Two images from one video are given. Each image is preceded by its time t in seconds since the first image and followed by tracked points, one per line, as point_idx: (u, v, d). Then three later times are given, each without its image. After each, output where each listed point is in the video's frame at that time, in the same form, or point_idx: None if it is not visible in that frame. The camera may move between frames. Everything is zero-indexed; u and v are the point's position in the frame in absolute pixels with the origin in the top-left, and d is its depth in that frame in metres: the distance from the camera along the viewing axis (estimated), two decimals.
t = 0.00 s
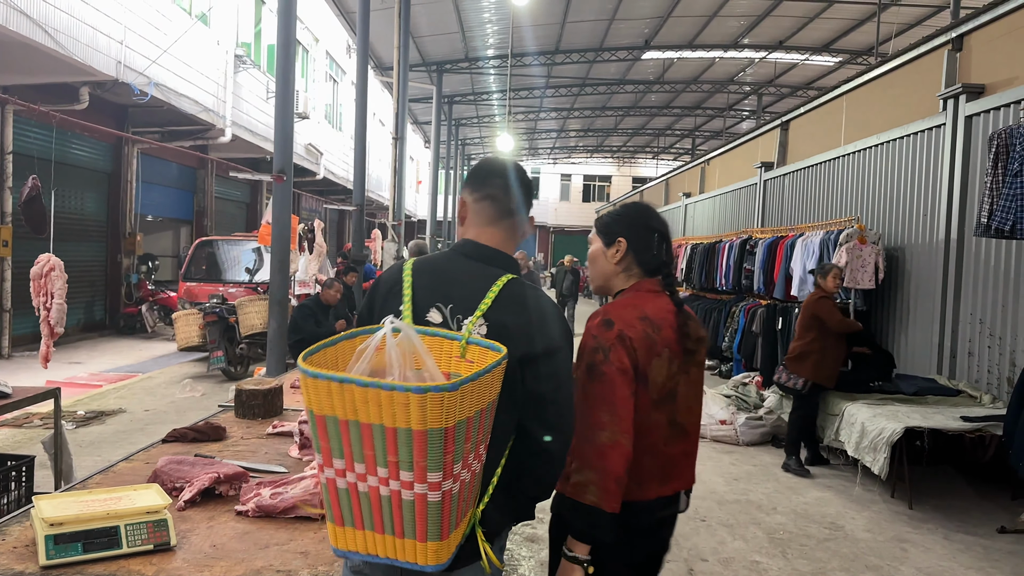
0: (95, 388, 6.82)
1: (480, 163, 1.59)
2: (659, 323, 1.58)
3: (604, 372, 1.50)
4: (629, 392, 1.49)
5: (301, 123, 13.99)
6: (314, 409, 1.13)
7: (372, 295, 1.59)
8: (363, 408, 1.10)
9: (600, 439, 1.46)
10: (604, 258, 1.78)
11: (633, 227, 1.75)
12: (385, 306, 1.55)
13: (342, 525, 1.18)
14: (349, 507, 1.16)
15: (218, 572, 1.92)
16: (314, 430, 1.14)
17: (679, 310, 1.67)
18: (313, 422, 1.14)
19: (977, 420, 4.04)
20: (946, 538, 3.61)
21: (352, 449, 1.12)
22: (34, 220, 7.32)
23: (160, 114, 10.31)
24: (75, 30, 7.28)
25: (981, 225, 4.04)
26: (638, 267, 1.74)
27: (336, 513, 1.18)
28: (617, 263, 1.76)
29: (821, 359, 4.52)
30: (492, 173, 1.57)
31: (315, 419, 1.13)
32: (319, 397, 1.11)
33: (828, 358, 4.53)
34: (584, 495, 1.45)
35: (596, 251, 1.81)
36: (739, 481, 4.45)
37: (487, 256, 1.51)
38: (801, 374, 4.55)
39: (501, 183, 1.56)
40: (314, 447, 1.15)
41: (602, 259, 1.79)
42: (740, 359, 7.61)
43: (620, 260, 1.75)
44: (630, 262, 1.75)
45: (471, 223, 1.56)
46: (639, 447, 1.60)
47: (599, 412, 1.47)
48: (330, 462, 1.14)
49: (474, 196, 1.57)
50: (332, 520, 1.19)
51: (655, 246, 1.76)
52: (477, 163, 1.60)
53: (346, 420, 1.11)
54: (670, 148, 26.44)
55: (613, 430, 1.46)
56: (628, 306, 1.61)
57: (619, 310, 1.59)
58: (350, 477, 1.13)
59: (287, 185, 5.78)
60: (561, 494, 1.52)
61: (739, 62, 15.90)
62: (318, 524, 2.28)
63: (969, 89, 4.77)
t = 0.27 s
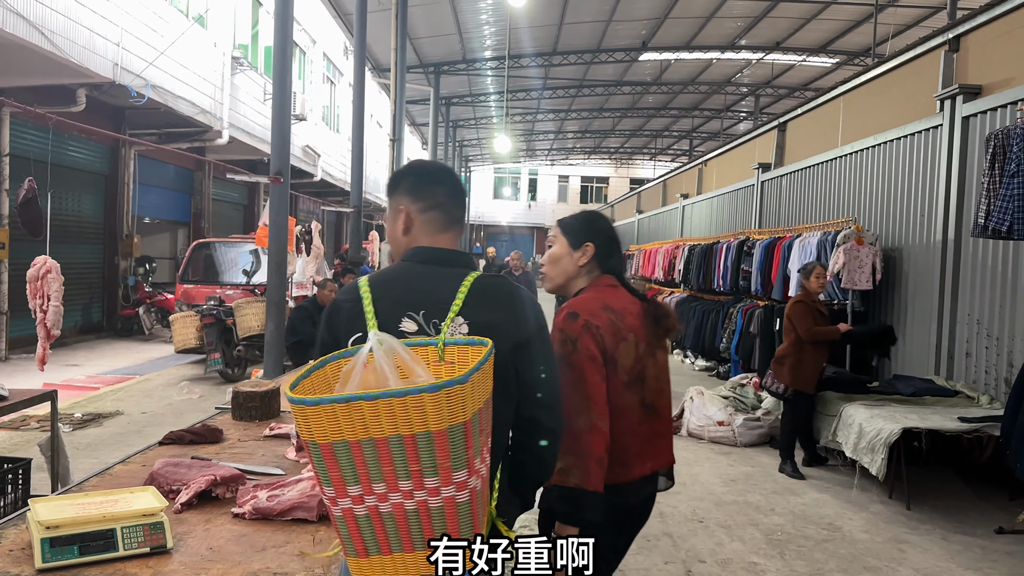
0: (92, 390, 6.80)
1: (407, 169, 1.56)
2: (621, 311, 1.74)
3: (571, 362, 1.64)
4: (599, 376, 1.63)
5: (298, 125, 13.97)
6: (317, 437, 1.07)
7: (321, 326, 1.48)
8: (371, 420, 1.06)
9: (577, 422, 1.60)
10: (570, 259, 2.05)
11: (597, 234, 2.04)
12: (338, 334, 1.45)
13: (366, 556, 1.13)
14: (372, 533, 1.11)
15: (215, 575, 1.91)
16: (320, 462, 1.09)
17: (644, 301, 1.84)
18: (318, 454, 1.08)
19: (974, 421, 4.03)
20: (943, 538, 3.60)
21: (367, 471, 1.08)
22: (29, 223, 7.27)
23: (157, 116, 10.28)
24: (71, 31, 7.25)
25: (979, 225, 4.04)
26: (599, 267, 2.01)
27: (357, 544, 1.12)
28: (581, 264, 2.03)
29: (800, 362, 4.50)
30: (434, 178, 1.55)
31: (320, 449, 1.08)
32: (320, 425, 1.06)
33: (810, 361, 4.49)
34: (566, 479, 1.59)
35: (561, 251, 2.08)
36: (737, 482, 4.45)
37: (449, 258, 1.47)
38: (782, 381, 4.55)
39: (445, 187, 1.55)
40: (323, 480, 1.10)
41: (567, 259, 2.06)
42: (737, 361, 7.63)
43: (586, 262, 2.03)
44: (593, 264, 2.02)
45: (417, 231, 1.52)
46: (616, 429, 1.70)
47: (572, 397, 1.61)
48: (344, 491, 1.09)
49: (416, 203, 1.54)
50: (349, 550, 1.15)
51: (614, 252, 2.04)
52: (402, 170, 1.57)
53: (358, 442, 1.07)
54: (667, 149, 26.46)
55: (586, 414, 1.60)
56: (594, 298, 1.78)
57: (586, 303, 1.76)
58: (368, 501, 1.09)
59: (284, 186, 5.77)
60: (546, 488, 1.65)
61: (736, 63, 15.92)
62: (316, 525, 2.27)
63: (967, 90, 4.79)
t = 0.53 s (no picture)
0: (91, 392, 6.79)
1: (367, 175, 1.61)
2: (597, 305, 1.80)
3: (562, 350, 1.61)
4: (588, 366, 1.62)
5: (297, 126, 13.97)
6: (373, 431, 0.95)
7: (303, 337, 1.37)
8: (433, 406, 0.93)
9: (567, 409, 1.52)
10: (537, 258, 2.09)
11: (561, 235, 2.12)
12: (330, 340, 1.36)
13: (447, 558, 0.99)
14: (425, 533, 0.98)
15: None
16: (375, 456, 0.97)
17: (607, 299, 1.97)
18: (374, 447, 0.96)
19: (974, 420, 4.03)
20: (943, 538, 3.60)
21: (423, 464, 0.95)
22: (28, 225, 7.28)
23: (156, 117, 10.28)
24: (69, 33, 7.25)
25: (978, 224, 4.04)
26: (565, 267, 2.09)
27: (410, 545, 0.99)
28: (549, 263, 2.09)
29: (790, 363, 4.46)
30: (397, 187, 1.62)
31: (375, 441, 0.95)
32: (378, 416, 0.94)
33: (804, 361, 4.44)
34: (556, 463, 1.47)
35: (529, 250, 2.11)
36: (736, 482, 4.44)
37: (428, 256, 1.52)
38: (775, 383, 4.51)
39: (407, 196, 1.63)
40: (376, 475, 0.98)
41: (534, 258, 2.10)
42: (737, 361, 7.64)
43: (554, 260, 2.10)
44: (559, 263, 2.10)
45: (386, 233, 1.56)
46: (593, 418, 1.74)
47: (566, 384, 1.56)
48: (397, 487, 0.96)
49: (382, 206, 1.58)
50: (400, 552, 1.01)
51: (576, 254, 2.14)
52: (361, 175, 1.60)
53: (496, 412, 0.96)
54: (666, 150, 26.48)
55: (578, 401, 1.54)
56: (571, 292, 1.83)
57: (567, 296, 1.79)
58: (422, 497, 0.96)
59: (282, 188, 5.77)
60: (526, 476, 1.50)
61: (735, 64, 15.94)
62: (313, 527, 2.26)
63: (965, 89, 4.79)
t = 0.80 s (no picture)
0: (92, 393, 6.79)
1: (392, 172, 1.57)
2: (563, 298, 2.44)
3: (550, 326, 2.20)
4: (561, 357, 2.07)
5: (297, 127, 13.97)
6: (506, 404, 1.05)
7: (365, 318, 1.25)
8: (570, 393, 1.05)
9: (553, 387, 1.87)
10: (507, 254, 2.73)
11: (522, 233, 2.75)
12: (397, 325, 1.27)
13: (562, 534, 1.10)
14: (527, 513, 1.07)
15: None
16: (496, 428, 1.07)
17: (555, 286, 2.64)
18: (498, 418, 1.07)
19: (974, 420, 4.03)
20: (944, 536, 3.60)
21: (542, 446, 1.05)
22: (28, 225, 7.26)
23: (156, 119, 10.28)
24: (69, 35, 7.26)
25: (978, 223, 4.03)
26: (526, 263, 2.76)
27: (508, 519, 1.08)
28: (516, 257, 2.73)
29: (789, 363, 4.45)
30: (410, 184, 1.59)
31: (501, 414, 1.06)
32: (519, 394, 1.04)
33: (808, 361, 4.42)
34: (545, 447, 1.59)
35: (497, 246, 2.73)
36: (738, 482, 4.43)
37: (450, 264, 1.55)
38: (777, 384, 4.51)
39: (420, 192, 1.60)
40: (493, 446, 1.07)
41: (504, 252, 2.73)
42: (737, 361, 7.64)
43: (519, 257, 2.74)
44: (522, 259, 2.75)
45: (409, 235, 1.54)
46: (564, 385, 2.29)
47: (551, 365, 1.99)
48: (513, 462, 1.06)
49: (406, 205, 1.55)
50: (491, 526, 1.10)
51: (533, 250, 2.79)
52: (385, 172, 1.56)
53: (617, 402, 1.12)
54: (667, 150, 26.49)
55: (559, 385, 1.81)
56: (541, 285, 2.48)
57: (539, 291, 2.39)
58: (534, 478, 1.05)
59: (284, 188, 5.78)
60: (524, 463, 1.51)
61: (735, 64, 15.95)
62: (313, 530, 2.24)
63: (965, 88, 4.80)
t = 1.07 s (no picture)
0: (94, 395, 6.79)
1: (400, 167, 1.52)
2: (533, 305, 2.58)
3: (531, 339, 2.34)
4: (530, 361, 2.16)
5: (298, 128, 13.97)
6: (587, 400, 1.17)
7: (426, 316, 1.23)
8: (645, 387, 1.16)
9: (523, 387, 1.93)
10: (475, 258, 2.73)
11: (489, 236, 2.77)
12: (454, 322, 1.26)
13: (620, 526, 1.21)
14: (595, 508, 1.18)
15: None
16: (571, 424, 1.18)
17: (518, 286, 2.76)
18: (574, 413, 1.18)
19: (978, 419, 4.01)
20: (946, 534, 3.59)
21: (619, 440, 1.17)
22: (30, 227, 7.27)
23: (157, 120, 10.28)
24: (70, 37, 7.27)
25: (980, 222, 4.02)
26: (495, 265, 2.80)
27: (575, 514, 1.19)
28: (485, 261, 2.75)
29: (796, 363, 4.45)
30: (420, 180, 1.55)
31: (579, 408, 1.17)
32: (604, 387, 1.16)
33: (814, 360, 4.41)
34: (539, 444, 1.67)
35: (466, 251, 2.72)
36: (740, 482, 4.42)
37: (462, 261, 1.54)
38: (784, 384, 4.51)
39: (430, 190, 1.57)
40: (567, 442, 1.19)
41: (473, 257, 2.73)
42: (739, 360, 7.63)
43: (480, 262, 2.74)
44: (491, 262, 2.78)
45: (423, 232, 1.51)
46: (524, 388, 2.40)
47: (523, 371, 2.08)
48: (587, 456, 1.18)
49: (419, 202, 1.51)
50: (554, 521, 1.21)
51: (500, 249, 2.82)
52: (395, 167, 1.51)
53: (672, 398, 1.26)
54: (668, 149, 26.47)
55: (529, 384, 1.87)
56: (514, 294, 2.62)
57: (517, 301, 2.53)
58: (606, 471, 1.17)
59: (285, 189, 5.78)
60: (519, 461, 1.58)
61: (736, 63, 15.93)
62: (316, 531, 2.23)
63: (966, 86, 4.78)
